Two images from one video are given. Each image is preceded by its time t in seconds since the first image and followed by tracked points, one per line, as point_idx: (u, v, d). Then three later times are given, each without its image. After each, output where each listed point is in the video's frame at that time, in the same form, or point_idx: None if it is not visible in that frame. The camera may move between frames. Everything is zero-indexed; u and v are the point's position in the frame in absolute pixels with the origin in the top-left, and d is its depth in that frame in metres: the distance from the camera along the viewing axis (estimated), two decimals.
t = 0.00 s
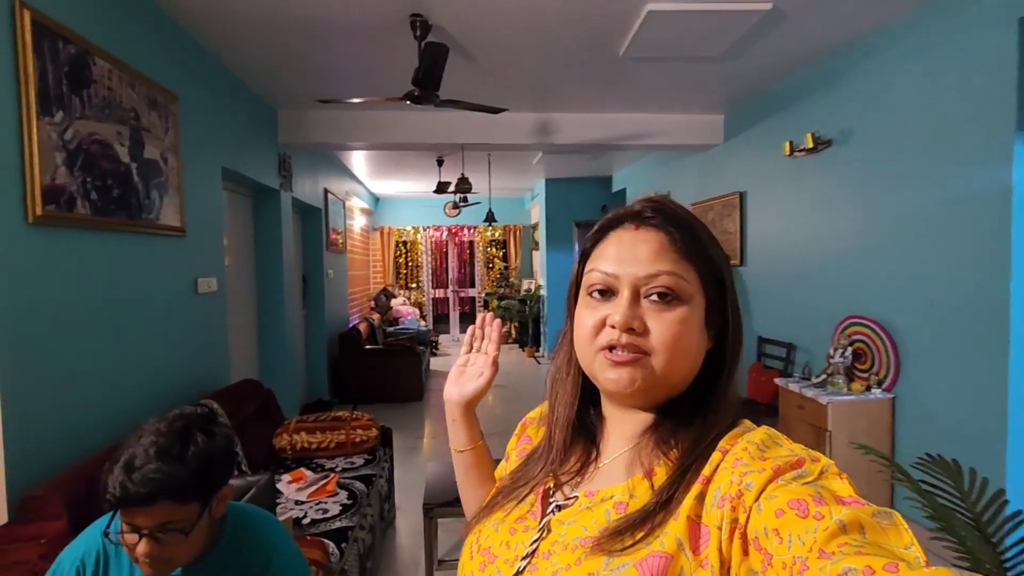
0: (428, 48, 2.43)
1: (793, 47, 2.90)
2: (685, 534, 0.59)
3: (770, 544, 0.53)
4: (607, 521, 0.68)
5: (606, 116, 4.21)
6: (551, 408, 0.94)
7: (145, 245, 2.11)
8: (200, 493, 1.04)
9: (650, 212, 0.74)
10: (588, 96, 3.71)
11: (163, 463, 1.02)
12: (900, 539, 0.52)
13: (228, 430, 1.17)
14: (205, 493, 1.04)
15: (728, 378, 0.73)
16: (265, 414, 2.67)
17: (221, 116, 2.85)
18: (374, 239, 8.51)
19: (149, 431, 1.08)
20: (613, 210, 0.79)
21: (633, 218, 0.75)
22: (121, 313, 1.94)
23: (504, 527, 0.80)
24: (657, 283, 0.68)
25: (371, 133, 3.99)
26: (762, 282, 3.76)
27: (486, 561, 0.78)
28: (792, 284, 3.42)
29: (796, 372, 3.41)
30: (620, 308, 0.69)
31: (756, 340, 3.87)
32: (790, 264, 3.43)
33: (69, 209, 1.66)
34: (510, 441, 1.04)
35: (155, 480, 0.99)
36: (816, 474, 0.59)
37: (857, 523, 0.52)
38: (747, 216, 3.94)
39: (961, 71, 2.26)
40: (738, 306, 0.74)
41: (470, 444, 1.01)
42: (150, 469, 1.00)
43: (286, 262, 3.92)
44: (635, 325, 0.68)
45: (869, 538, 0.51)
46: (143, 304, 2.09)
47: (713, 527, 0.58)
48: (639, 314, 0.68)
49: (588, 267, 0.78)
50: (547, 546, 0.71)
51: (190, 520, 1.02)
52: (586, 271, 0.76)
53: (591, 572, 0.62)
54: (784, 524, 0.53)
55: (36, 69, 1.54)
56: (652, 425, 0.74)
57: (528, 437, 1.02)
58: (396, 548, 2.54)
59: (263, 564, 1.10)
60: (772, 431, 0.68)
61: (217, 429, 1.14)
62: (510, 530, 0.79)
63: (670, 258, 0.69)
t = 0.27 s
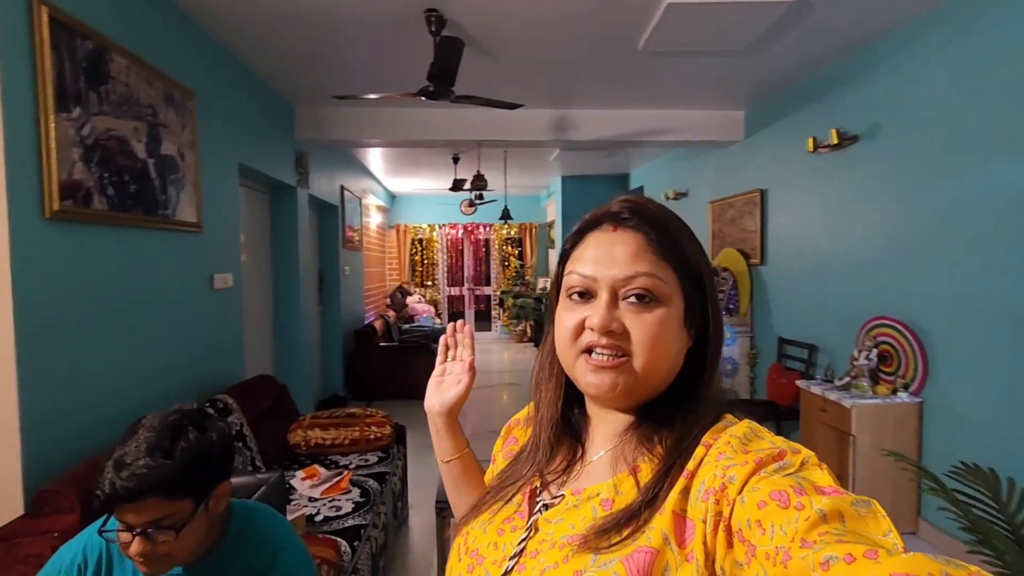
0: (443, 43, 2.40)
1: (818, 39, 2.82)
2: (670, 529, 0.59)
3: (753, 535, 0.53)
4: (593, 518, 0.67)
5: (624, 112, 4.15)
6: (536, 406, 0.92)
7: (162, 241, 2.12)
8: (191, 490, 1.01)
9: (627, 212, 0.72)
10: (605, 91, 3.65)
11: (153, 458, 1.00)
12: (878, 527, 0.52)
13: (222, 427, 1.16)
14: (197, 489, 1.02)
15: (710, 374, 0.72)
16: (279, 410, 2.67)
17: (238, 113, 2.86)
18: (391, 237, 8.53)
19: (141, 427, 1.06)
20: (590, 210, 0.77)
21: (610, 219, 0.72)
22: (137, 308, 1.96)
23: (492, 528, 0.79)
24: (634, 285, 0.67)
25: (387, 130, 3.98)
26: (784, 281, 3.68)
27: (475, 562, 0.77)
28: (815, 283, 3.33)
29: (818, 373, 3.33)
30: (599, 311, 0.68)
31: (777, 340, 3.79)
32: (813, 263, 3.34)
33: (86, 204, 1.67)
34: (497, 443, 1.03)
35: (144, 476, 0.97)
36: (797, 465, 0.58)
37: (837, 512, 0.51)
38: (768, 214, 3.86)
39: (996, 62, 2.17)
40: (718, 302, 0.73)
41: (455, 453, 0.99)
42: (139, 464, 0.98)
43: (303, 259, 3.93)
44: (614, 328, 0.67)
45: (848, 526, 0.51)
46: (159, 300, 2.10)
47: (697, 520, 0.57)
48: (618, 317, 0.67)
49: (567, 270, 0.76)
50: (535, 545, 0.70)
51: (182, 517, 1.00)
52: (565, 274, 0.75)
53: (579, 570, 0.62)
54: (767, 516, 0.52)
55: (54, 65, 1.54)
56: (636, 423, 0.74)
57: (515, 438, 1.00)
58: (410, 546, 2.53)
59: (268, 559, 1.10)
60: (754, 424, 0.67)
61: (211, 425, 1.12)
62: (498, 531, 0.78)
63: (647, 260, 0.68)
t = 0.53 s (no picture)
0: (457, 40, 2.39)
1: (839, 37, 2.77)
2: (660, 520, 0.57)
3: (742, 525, 0.51)
4: (583, 513, 0.65)
5: (638, 112, 4.11)
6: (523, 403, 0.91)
7: (175, 236, 2.14)
8: (155, 527, 1.00)
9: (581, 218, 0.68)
10: (619, 90, 3.62)
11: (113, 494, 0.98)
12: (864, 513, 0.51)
13: (202, 452, 1.11)
14: (160, 526, 1.00)
15: (687, 375, 0.68)
16: (290, 406, 2.68)
17: (253, 110, 2.88)
18: (403, 236, 8.56)
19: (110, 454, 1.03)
20: (550, 219, 0.74)
21: (564, 227, 0.69)
22: (150, 302, 1.97)
23: (483, 527, 0.78)
24: (584, 299, 0.64)
25: (401, 128, 3.99)
26: (799, 284, 3.62)
27: (466, 560, 0.75)
28: (831, 286, 3.27)
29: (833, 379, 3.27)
30: (553, 326, 0.66)
31: (791, 344, 3.73)
32: (830, 266, 3.29)
33: (101, 198, 1.68)
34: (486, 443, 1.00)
35: (100, 514, 0.95)
36: (784, 455, 0.57)
37: (823, 501, 0.51)
38: (784, 216, 3.80)
39: None
40: (689, 301, 0.67)
41: (436, 453, 0.97)
42: (96, 501, 0.96)
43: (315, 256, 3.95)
44: (567, 343, 0.65)
45: (834, 514, 0.50)
46: (172, 294, 2.11)
47: (686, 511, 0.56)
48: (569, 332, 0.65)
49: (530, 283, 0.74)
50: (525, 541, 0.68)
51: (147, 555, 1.00)
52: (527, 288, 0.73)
53: (569, 563, 0.60)
54: (755, 506, 0.51)
55: (71, 59, 1.56)
56: (614, 425, 0.71)
57: (504, 436, 0.97)
58: (417, 545, 2.53)
59: None
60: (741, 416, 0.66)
61: (183, 451, 1.08)
62: (489, 529, 0.77)
63: (597, 270, 0.64)
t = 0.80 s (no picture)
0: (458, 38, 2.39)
1: (839, 36, 2.78)
2: (657, 525, 0.57)
3: (740, 529, 0.51)
4: (581, 517, 0.65)
5: (638, 110, 4.12)
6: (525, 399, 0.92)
7: (177, 234, 2.14)
8: None
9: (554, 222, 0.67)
10: (619, 89, 3.62)
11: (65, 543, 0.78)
12: (861, 514, 0.50)
13: (173, 496, 0.91)
14: None
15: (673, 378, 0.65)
16: (291, 404, 2.69)
17: (254, 108, 2.88)
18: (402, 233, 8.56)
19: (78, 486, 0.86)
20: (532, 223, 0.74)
21: (539, 232, 0.68)
22: (152, 300, 1.97)
23: (482, 531, 0.78)
24: (554, 304, 0.64)
25: (402, 126, 3.99)
26: (798, 282, 3.64)
27: (466, 564, 0.76)
28: (830, 284, 3.29)
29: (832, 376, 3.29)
30: (528, 332, 0.66)
31: (790, 342, 3.75)
32: (829, 264, 3.30)
33: (103, 196, 1.69)
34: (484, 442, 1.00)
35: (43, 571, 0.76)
36: (780, 456, 0.56)
37: (822, 503, 0.50)
38: (783, 214, 3.82)
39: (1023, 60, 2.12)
40: (669, 301, 0.64)
41: (445, 455, 0.95)
42: (42, 555, 0.76)
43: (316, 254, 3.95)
44: (539, 350, 0.65)
45: (832, 516, 0.50)
46: (175, 293, 2.12)
47: (683, 515, 0.56)
48: (542, 338, 0.65)
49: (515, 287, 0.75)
50: (525, 546, 0.68)
51: None
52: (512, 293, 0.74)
53: (569, 569, 0.61)
54: (753, 509, 0.51)
55: (73, 58, 1.56)
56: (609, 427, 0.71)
57: (501, 438, 0.97)
58: (418, 542, 2.54)
59: None
60: (737, 417, 0.64)
61: (162, 488, 0.90)
62: (488, 533, 0.77)
63: (568, 275, 0.63)
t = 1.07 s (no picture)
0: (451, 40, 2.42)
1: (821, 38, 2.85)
2: (669, 524, 0.57)
3: (757, 531, 0.52)
4: (592, 514, 0.66)
5: (625, 110, 4.18)
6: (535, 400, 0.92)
7: (172, 234, 2.14)
8: None
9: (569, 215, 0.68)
10: (608, 89, 3.68)
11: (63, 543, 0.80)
12: (882, 519, 0.50)
13: (171, 504, 0.93)
14: None
15: (688, 370, 0.65)
16: (287, 403, 2.70)
17: (246, 108, 2.88)
18: (390, 233, 8.56)
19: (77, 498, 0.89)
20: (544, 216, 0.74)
21: (554, 225, 0.69)
22: (149, 301, 1.98)
23: (492, 524, 0.79)
24: (570, 296, 0.64)
25: (392, 126, 4.01)
26: (783, 278, 3.73)
27: (475, 558, 0.77)
28: (814, 280, 3.38)
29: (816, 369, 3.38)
30: (545, 325, 0.67)
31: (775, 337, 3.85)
32: (812, 260, 3.39)
33: (101, 196, 1.69)
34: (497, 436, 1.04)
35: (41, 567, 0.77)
36: (798, 458, 0.56)
37: (841, 507, 0.50)
38: (768, 212, 3.91)
39: (997, 63, 2.21)
40: (684, 291, 0.64)
41: (462, 446, 0.99)
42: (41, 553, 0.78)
43: (306, 254, 3.96)
44: (556, 341, 0.65)
45: (852, 520, 0.50)
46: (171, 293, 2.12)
47: (696, 515, 0.56)
48: (560, 329, 0.65)
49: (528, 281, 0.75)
50: (535, 540, 0.69)
51: None
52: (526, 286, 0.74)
53: (577, 564, 0.61)
54: (770, 512, 0.51)
55: (71, 58, 1.56)
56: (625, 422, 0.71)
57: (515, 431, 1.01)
58: (414, 537, 2.56)
59: None
60: (752, 415, 0.65)
61: (157, 497, 0.92)
62: (499, 526, 0.78)
63: (584, 266, 0.64)
